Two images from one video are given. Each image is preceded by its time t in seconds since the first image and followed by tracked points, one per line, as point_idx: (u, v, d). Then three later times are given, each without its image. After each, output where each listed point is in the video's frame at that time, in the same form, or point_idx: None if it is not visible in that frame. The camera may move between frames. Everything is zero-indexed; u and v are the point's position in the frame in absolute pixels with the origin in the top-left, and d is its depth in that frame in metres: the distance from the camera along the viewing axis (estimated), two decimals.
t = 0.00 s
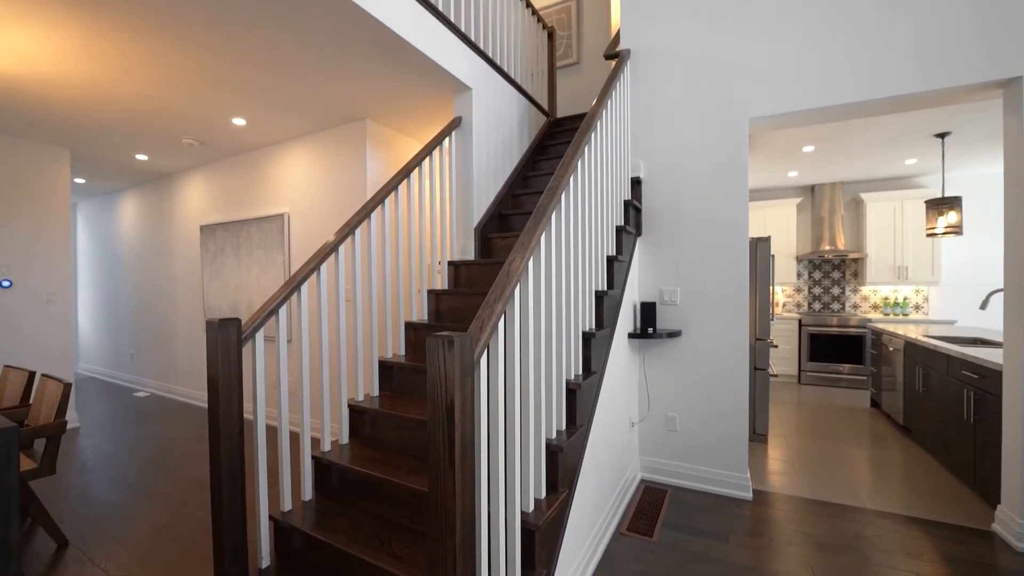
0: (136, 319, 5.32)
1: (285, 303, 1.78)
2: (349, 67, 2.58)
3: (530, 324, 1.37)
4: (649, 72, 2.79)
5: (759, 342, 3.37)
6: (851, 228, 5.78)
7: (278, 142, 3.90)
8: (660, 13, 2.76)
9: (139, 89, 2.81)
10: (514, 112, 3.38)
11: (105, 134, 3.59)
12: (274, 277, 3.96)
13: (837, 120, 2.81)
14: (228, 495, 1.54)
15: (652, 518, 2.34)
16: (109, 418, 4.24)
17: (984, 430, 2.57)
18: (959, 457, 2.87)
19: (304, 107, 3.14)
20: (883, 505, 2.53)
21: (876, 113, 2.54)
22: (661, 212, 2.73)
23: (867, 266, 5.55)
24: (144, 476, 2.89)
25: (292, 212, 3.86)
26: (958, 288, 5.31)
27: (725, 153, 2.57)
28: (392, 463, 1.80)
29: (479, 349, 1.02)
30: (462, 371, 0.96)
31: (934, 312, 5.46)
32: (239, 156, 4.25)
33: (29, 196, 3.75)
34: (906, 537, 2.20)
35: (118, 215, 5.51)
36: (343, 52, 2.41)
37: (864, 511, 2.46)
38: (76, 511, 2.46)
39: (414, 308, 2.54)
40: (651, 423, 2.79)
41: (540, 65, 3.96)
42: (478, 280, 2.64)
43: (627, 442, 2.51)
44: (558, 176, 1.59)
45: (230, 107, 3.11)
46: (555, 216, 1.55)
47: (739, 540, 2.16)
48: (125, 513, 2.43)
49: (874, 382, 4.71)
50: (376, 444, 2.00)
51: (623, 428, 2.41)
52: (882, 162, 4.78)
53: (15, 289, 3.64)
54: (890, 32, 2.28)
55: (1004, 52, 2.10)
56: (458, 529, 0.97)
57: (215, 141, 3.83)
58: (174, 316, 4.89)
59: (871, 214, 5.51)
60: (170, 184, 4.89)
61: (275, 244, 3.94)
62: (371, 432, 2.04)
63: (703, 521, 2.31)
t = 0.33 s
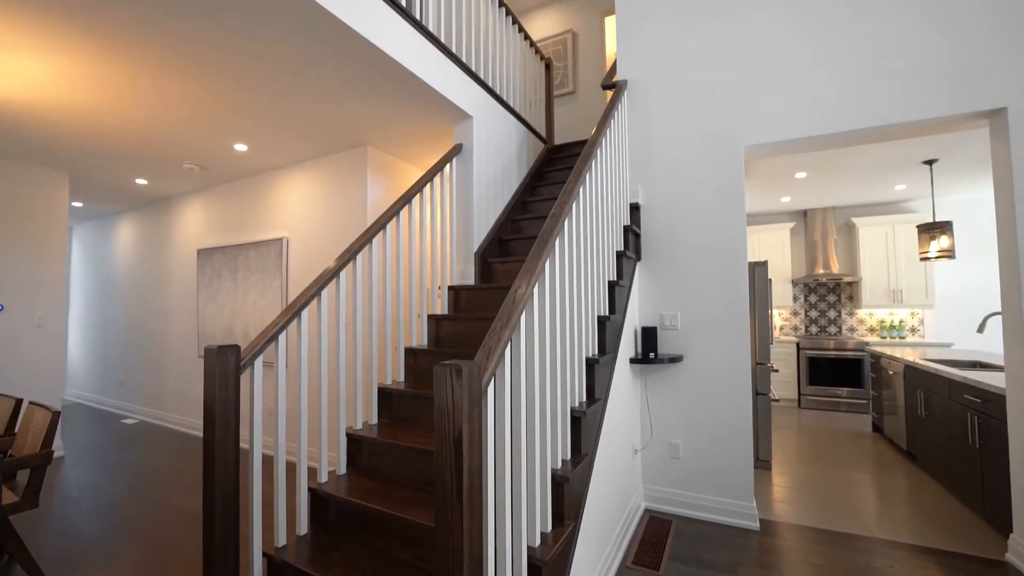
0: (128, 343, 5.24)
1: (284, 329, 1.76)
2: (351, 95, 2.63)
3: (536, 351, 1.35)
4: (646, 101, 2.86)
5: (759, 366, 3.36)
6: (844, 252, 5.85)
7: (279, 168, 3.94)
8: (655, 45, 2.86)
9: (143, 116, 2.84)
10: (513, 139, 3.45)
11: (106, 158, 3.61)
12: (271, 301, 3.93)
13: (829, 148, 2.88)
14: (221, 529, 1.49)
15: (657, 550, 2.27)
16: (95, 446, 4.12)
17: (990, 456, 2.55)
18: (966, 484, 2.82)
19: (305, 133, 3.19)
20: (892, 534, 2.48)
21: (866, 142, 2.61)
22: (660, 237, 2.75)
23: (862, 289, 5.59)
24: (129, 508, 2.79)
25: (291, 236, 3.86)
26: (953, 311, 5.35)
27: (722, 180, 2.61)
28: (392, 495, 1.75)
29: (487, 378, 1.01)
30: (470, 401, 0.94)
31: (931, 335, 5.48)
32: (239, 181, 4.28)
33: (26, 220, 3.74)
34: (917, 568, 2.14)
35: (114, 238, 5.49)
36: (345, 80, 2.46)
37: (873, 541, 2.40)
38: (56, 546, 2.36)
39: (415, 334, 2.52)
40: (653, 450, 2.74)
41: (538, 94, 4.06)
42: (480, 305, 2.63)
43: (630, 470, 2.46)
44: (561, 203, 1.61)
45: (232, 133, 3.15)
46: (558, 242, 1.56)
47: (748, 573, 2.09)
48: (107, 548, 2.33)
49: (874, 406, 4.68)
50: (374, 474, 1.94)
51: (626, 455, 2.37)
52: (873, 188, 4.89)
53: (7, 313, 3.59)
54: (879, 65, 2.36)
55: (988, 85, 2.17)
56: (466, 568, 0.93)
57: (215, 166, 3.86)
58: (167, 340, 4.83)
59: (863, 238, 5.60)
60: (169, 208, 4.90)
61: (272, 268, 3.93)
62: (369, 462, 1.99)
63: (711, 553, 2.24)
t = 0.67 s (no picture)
0: (116, 372, 5.12)
1: (284, 359, 1.73)
2: (354, 125, 2.68)
3: (543, 382, 1.33)
4: (641, 134, 2.93)
5: (761, 394, 3.33)
6: (838, 279, 5.93)
7: (279, 196, 3.97)
8: (650, 80, 2.96)
9: (146, 144, 2.87)
10: (512, 169, 3.51)
11: (106, 186, 3.63)
12: (266, 328, 3.88)
13: (822, 178, 2.95)
14: (210, 571, 1.42)
15: None
16: (76, 480, 3.95)
17: (999, 486, 2.50)
18: (977, 516, 2.76)
19: (307, 162, 3.22)
20: (905, 569, 2.40)
21: (858, 172, 2.68)
22: (659, 266, 2.77)
23: (857, 316, 5.62)
24: (108, 548, 2.64)
25: (289, 264, 3.85)
26: (948, 338, 5.38)
27: (719, 210, 2.66)
28: (391, 533, 1.67)
29: (496, 409, 0.98)
30: (481, 435, 0.91)
31: (927, 362, 5.49)
32: (238, 209, 4.30)
33: (19, 246, 3.71)
34: None
35: (108, 265, 5.45)
36: (350, 111, 2.51)
37: None
38: None
39: (415, 362, 2.49)
40: (657, 482, 2.67)
41: (535, 126, 4.17)
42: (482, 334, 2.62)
43: (635, 504, 2.39)
44: (564, 234, 1.62)
45: (234, 161, 3.18)
46: (563, 272, 1.56)
47: None
48: None
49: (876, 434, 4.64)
50: (372, 511, 1.87)
51: (631, 488, 2.31)
52: (863, 217, 4.99)
53: None
54: (866, 100, 2.45)
55: (972, 119, 2.26)
56: None
57: (215, 194, 3.88)
58: (157, 370, 4.73)
59: (856, 265, 5.68)
60: (165, 235, 4.89)
61: (269, 295, 3.90)
62: (367, 498, 1.92)
63: None
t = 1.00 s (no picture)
0: (101, 401, 4.97)
1: (282, 390, 1.69)
2: (355, 154, 2.71)
3: (550, 414, 1.31)
4: (638, 164, 3.00)
5: (763, 424, 3.29)
6: (831, 307, 5.98)
7: (278, 224, 3.97)
8: (645, 112, 3.05)
9: (146, 172, 2.89)
10: (511, 199, 3.56)
11: (103, 213, 3.62)
12: (259, 357, 3.81)
13: (815, 208, 3.02)
14: None
15: None
16: (51, 517, 3.76)
17: (1009, 518, 2.46)
18: (987, 550, 2.70)
19: (307, 190, 3.25)
20: None
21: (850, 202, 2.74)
22: (659, 295, 2.79)
23: (852, 343, 5.64)
24: None
25: (285, 291, 3.82)
26: (944, 365, 5.39)
27: (717, 239, 2.70)
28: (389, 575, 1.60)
29: (507, 445, 0.96)
30: (494, 471, 0.88)
31: (924, 390, 5.48)
32: (235, 236, 4.29)
33: (10, 273, 3.65)
34: None
35: (99, 291, 5.38)
36: (352, 141, 2.55)
37: None
38: None
39: (414, 392, 2.44)
40: (662, 516, 2.59)
41: (532, 156, 4.25)
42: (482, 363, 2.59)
43: (640, 541, 2.31)
44: (568, 264, 1.63)
45: (234, 189, 3.19)
46: (568, 302, 1.56)
47: None
48: None
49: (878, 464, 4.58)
50: (368, 550, 1.79)
51: (635, 523, 2.24)
52: (854, 246, 5.08)
53: None
54: (856, 132, 2.54)
55: (958, 152, 2.34)
56: None
57: (213, 221, 3.88)
58: (143, 400, 4.60)
59: (849, 293, 5.74)
60: (160, 262, 4.85)
61: (263, 323, 3.85)
62: (362, 536, 1.84)
63: None
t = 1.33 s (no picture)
0: (83, 431, 4.80)
1: (280, 421, 1.63)
2: (358, 181, 2.74)
3: (557, 448, 1.28)
4: (637, 193, 3.05)
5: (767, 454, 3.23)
6: (826, 334, 6.00)
7: (276, 251, 3.96)
8: (642, 143, 3.12)
9: (146, 197, 2.88)
10: (510, 227, 3.59)
11: (98, 237, 3.58)
12: (251, 385, 3.72)
13: (811, 236, 3.07)
14: None
15: None
16: (24, 556, 3.56)
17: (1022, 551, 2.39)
18: None
19: (307, 217, 3.26)
20: None
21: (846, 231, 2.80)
22: (660, 323, 2.78)
23: (849, 370, 5.64)
24: None
25: (281, 318, 3.78)
26: (941, 393, 5.38)
27: (716, 267, 2.73)
28: None
29: (521, 482, 0.93)
30: (509, 511, 0.85)
31: (923, 417, 5.44)
32: (231, 262, 4.26)
33: None
34: None
35: (87, 317, 5.28)
36: (356, 168, 2.58)
37: None
38: None
39: (414, 424, 2.39)
40: (668, 553, 2.51)
41: (530, 185, 4.32)
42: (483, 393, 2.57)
43: None
44: (573, 293, 1.63)
45: (233, 215, 3.19)
46: (574, 332, 1.55)
47: None
48: None
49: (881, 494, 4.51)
50: None
51: (641, 560, 2.16)
52: (847, 273, 5.15)
53: None
54: (850, 162, 2.61)
55: (950, 184, 2.41)
56: None
57: (209, 246, 3.85)
58: (128, 430, 4.45)
59: (843, 320, 5.78)
60: (152, 287, 4.79)
61: (257, 351, 3.78)
62: None
63: None
